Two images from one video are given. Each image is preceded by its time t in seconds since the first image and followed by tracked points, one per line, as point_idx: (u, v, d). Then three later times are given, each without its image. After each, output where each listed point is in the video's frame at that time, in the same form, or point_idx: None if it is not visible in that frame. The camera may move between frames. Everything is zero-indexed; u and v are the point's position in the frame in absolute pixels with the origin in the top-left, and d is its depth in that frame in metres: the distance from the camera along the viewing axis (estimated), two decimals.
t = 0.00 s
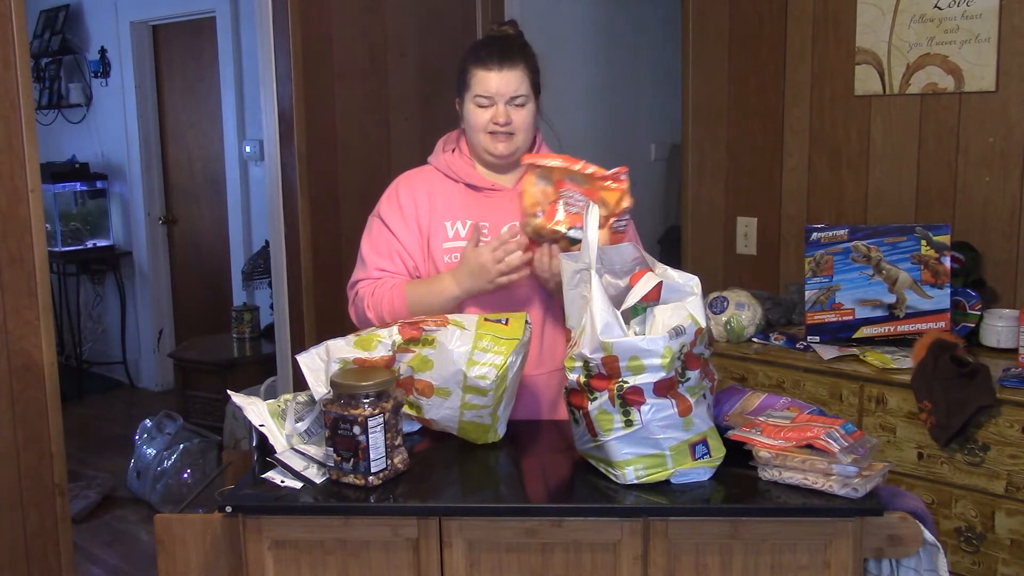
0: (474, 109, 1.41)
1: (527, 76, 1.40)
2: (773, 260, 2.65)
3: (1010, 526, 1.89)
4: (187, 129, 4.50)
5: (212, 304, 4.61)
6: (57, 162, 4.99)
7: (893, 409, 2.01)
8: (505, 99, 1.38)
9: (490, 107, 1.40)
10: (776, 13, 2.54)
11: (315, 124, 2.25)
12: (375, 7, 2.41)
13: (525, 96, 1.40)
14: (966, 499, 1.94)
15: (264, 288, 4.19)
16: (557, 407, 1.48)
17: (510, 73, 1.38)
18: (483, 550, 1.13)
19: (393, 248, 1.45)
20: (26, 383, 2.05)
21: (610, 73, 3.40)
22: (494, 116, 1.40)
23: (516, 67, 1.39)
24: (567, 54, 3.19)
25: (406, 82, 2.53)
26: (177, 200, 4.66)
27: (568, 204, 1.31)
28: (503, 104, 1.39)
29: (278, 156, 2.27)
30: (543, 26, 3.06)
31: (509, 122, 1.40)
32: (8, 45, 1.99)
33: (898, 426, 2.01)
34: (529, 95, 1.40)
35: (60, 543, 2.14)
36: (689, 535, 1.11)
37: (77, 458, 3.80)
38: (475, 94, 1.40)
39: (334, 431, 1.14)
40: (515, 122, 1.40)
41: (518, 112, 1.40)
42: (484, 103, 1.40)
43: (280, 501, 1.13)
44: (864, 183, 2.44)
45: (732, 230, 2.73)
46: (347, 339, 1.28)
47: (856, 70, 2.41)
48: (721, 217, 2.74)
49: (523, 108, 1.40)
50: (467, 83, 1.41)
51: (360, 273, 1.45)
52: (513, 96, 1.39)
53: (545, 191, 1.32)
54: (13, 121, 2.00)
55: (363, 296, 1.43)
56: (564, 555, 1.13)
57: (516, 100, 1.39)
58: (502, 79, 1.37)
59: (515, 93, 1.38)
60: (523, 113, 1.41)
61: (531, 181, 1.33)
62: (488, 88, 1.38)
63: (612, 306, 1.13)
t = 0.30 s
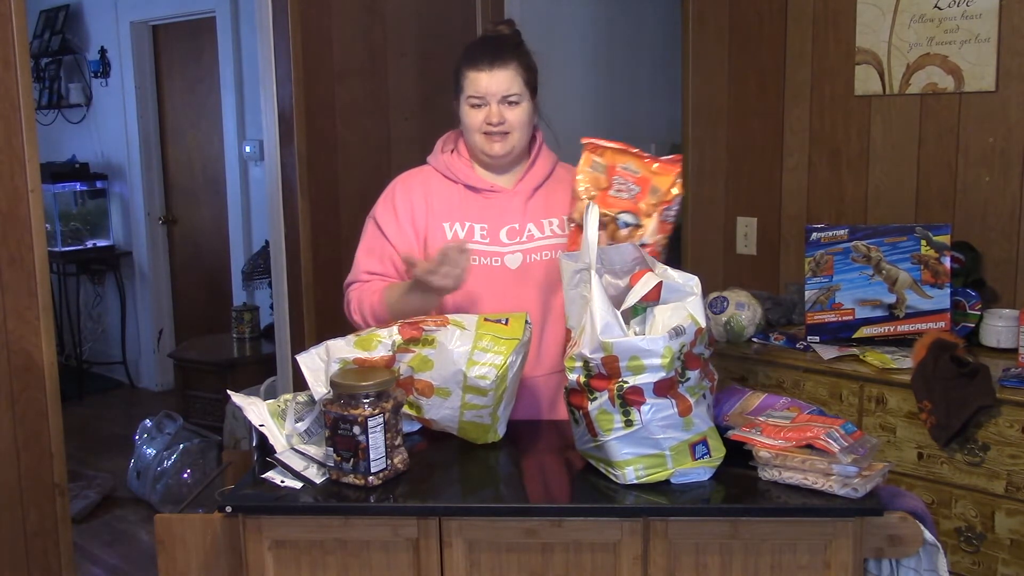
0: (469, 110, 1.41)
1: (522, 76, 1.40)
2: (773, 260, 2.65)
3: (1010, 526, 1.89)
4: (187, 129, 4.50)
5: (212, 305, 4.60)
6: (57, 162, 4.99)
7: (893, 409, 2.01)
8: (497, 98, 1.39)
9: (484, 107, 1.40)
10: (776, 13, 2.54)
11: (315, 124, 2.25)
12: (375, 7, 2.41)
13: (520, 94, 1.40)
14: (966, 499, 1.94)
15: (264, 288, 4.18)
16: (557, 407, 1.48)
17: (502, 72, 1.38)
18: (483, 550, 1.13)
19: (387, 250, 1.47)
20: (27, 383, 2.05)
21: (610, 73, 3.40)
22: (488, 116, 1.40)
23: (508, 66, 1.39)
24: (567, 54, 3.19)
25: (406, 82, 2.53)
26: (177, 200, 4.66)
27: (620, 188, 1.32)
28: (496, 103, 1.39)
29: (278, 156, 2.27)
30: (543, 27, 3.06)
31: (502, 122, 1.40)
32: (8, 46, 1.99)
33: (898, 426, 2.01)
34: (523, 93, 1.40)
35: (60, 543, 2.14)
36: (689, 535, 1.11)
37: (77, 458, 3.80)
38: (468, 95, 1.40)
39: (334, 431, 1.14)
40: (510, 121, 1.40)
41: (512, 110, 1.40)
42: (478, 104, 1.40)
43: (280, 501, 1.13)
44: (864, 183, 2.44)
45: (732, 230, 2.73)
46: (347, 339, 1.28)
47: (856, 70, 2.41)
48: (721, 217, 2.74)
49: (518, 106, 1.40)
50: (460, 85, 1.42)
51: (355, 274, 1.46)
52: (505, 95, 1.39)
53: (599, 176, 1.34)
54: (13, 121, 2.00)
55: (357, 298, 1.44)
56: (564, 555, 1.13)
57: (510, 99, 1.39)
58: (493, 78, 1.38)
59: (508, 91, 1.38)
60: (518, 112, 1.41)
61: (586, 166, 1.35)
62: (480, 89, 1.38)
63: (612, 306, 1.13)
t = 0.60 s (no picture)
0: (467, 112, 1.41)
1: (519, 76, 1.40)
2: (773, 260, 2.65)
3: (1009, 526, 1.89)
4: (187, 129, 4.50)
5: (212, 305, 4.60)
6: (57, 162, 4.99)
7: (893, 409, 2.01)
8: (495, 99, 1.38)
9: (482, 109, 1.40)
10: (776, 13, 2.54)
11: (315, 124, 2.25)
12: (375, 8, 2.41)
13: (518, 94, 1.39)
14: (966, 499, 1.94)
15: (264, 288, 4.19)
16: (557, 407, 1.48)
17: (499, 73, 1.38)
18: (483, 550, 1.13)
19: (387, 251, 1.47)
20: (27, 382, 2.05)
21: (610, 73, 3.39)
22: (486, 118, 1.40)
23: (505, 67, 1.39)
24: (566, 54, 3.19)
25: (406, 82, 2.53)
26: (177, 200, 4.66)
27: (649, 189, 1.31)
28: (493, 105, 1.39)
29: (278, 156, 2.27)
30: (543, 27, 3.06)
31: (502, 123, 1.40)
32: (8, 46, 1.99)
33: (898, 426, 2.01)
34: (520, 93, 1.40)
35: (60, 543, 2.14)
36: (688, 535, 1.11)
37: (77, 458, 3.80)
38: (466, 97, 1.40)
39: (334, 431, 1.14)
40: (509, 122, 1.40)
41: (511, 111, 1.40)
42: (476, 106, 1.40)
43: (280, 501, 1.13)
44: (864, 183, 2.44)
45: (732, 230, 2.73)
46: (347, 339, 1.28)
47: (857, 70, 2.41)
48: (721, 217, 2.74)
49: (516, 106, 1.40)
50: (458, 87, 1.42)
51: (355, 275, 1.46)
52: (503, 96, 1.38)
53: (626, 177, 1.32)
54: (13, 122, 2.00)
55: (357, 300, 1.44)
56: (564, 555, 1.13)
57: (508, 100, 1.39)
58: (490, 79, 1.38)
59: (506, 92, 1.38)
60: (516, 112, 1.41)
61: (614, 166, 1.32)
62: (477, 90, 1.38)
63: (612, 306, 1.13)
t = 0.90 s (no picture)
0: (467, 114, 1.41)
1: (518, 76, 1.40)
2: (773, 260, 2.65)
3: (1010, 526, 1.89)
4: (187, 129, 4.49)
5: (212, 305, 4.60)
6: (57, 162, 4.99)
7: (893, 409, 2.01)
8: (495, 102, 1.38)
9: (481, 112, 1.40)
10: (775, 13, 2.54)
11: (315, 124, 2.25)
12: (375, 7, 2.41)
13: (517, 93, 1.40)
14: (966, 499, 1.94)
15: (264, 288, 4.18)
16: (558, 407, 1.48)
17: (498, 75, 1.38)
18: (483, 550, 1.13)
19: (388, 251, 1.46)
20: (27, 382, 2.05)
21: (610, 74, 3.40)
22: (486, 120, 1.40)
23: (504, 67, 1.39)
24: (566, 53, 3.19)
25: (406, 82, 2.53)
26: (177, 200, 4.66)
27: (621, 203, 1.33)
28: (493, 107, 1.39)
29: (278, 156, 2.27)
30: (543, 26, 3.06)
31: (502, 124, 1.40)
32: (8, 46, 1.99)
33: (898, 426, 2.01)
34: (519, 94, 1.40)
35: (60, 543, 2.14)
36: (689, 535, 1.11)
37: (77, 458, 3.80)
38: (466, 100, 1.40)
39: (334, 431, 1.14)
40: (509, 123, 1.41)
41: (510, 112, 1.40)
42: (475, 108, 1.40)
43: (280, 501, 1.13)
44: (864, 183, 2.44)
45: (732, 230, 2.73)
46: (347, 339, 1.28)
47: (857, 70, 2.41)
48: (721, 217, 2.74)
49: (516, 106, 1.40)
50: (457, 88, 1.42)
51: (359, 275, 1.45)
52: (502, 98, 1.38)
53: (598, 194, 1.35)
54: (13, 122, 2.00)
55: (359, 300, 1.43)
56: (564, 555, 1.13)
57: (507, 101, 1.39)
58: (490, 81, 1.37)
59: (505, 94, 1.38)
60: (516, 113, 1.41)
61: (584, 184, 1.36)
62: (477, 93, 1.38)
63: (612, 306, 1.13)
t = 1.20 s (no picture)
0: (468, 116, 1.41)
1: (520, 79, 1.40)
2: (773, 260, 2.65)
3: (1010, 526, 1.89)
4: (187, 129, 4.49)
5: (212, 305, 4.60)
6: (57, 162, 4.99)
7: (893, 409, 2.01)
8: (497, 104, 1.38)
9: (484, 114, 1.40)
10: (775, 13, 2.55)
11: (315, 124, 2.25)
12: (375, 8, 2.41)
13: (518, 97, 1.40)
14: (966, 499, 1.94)
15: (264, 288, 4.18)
16: (558, 407, 1.48)
17: (500, 77, 1.38)
18: (483, 550, 1.13)
19: (389, 251, 1.45)
20: (27, 383, 2.05)
21: (610, 74, 3.40)
22: (488, 122, 1.40)
23: (505, 71, 1.39)
24: (566, 53, 3.19)
25: (406, 82, 2.53)
26: (177, 200, 4.66)
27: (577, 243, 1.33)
28: (495, 109, 1.39)
29: (278, 156, 2.27)
30: (543, 27, 3.07)
31: (503, 127, 1.40)
32: (8, 46, 1.99)
33: (898, 426, 2.01)
34: (521, 97, 1.40)
35: (60, 543, 2.14)
36: (689, 535, 1.11)
37: (77, 458, 3.80)
38: (468, 101, 1.40)
39: (334, 431, 1.14)
40: (511, 126, 1.41)
41: (512, 115, 1.40)
42: (477, 111, 1.40)
43: (280, 501, 1.13)
44: (864, 183, 2.44)
45: (732, 230, 2.73)
46: (347, 339, 1.28)
47: (857, 70, 2.41)
48: (721, 217, 2.74)
49: (517, 109, 1.40)
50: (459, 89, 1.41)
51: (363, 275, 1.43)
52: (504, 101, 1.38)
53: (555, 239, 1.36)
54: (13, 122, 2.00)
55: (360, 299, 1.42)
56: (565, 556, 1.13)
57: (509, 104, 1.39)
58: (493, 84, 1.37)
59: (506, 97, 1.38)
60: (518, 116, 1.41)
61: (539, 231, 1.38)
62: (480, 95, 1.38)
63: (612, 306, 1.13)
